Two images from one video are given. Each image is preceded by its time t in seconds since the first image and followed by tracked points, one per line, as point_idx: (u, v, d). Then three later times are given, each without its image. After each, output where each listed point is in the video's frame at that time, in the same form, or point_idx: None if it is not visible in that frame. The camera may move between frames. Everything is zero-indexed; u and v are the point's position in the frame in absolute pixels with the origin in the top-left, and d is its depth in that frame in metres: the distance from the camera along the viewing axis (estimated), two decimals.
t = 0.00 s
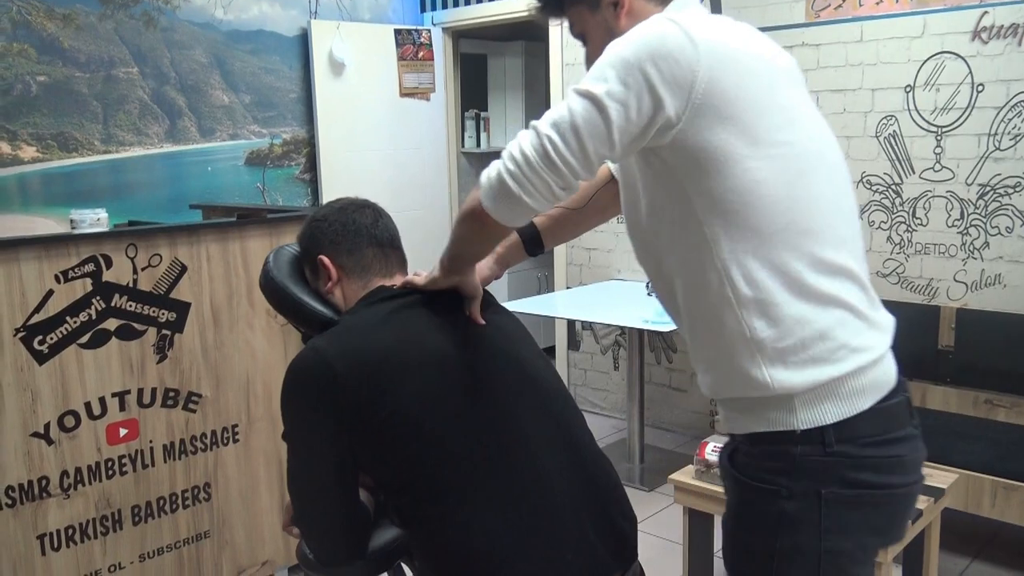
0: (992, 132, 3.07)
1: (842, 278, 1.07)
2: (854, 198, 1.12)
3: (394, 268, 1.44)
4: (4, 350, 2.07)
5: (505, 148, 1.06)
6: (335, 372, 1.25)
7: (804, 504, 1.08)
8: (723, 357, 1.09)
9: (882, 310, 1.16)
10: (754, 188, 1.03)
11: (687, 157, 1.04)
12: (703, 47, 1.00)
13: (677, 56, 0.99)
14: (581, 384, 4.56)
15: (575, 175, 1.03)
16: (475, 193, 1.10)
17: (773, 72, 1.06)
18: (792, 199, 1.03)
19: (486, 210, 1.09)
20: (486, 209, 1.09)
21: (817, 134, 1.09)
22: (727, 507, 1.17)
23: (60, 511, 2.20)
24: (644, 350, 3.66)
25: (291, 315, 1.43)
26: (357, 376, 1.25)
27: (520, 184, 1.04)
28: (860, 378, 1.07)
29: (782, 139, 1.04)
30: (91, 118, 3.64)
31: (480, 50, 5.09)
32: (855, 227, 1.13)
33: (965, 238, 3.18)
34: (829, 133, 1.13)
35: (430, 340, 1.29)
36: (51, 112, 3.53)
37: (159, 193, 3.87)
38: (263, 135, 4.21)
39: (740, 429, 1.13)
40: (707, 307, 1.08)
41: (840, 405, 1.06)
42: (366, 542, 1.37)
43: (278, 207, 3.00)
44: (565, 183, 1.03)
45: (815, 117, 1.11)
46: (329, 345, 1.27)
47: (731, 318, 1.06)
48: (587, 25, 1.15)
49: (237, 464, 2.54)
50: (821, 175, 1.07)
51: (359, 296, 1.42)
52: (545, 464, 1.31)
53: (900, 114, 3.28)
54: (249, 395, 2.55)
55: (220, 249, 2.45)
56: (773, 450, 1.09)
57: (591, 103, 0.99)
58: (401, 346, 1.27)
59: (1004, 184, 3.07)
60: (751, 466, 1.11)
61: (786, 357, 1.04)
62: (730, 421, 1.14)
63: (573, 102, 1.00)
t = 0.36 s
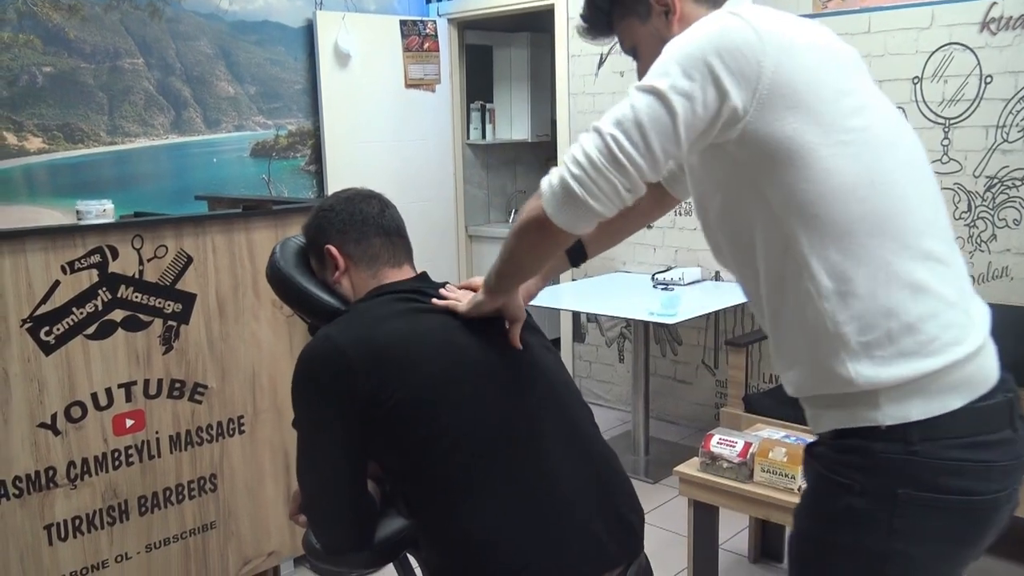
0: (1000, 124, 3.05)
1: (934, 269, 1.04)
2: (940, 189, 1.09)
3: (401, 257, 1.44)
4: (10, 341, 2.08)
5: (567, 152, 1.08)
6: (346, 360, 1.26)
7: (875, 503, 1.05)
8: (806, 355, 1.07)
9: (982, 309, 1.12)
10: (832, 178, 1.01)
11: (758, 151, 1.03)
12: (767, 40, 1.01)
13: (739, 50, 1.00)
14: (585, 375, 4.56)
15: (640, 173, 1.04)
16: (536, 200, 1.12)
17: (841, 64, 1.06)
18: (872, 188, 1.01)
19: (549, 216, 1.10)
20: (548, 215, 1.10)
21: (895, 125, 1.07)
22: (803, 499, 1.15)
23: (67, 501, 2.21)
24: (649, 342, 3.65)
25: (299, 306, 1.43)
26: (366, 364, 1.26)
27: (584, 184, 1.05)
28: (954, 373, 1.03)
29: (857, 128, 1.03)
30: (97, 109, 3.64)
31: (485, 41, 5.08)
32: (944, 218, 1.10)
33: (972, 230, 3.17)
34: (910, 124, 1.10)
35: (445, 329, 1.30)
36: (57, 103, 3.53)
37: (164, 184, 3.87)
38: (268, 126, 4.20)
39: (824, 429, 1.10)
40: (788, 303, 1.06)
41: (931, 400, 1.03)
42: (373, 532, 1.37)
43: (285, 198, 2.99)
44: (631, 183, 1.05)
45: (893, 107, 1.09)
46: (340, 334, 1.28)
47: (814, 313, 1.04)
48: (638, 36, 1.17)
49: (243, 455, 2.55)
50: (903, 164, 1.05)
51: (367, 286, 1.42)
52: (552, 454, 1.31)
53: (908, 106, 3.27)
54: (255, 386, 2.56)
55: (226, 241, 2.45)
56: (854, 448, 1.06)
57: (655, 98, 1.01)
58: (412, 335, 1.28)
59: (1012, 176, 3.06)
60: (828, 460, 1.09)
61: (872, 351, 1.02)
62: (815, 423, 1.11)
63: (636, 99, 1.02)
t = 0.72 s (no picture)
0: (1008, 117, 3.04)
1: (1012, 283, 0.96)
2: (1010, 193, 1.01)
3: (404, 251, 1.44)
4: (18, 336, 2.08)
5: (607, 179, 1.05)
6: (349, 353, 1.27)
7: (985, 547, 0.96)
8: (871, 384, 0.98)
9: None
10: (896, 186, 0.93)
11: (812, 162, 0.96)
12: (812, 41, 0.94)
13: (782, 54, 0.94)
14: (591, 370, 4.56)
15: (680, 198, 0.99)
16: (576, 230, 1.09)
17: (896, 63, 0.98)
18: (942, 196, 0.93)
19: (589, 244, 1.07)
20: (590, 247, 1.07)
21: (962, 126, 0.99)
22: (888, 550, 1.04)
23: (75, 496, 2.21)
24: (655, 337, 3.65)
25: (304, 301, 1.42)
26: (369, 357, 1.26)
27: (622, 212, 1.02)
28: None
29: (920, 132, 0.95)
30: (103, 105, 3.65)
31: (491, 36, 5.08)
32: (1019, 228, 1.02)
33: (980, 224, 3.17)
34: (976, 126, 1.02)
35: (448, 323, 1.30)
36: (64, 99, 3.54)
37: (170, 179, 3.88)
38: (274, 122, 4.21)
39: (895, 465, 1.01)
40: (849, 328, 0.98)
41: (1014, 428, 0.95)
42: (379, 526, 1.37)
43: (292, 194, 3.00)
44: (672, 209, 1.00)
45: (957, 108, 1.01)
46: (343, 328, 1.29)
47: (882, 337, 0.95)
48: (681, 44, 1.10)
49: (250, 450, 2.55)
50: (973, 168, 0.96)
51: (370, 279, 1.41)
52: (555, 446, 1.30)
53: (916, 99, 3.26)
54: (261, 382, 2.56)
55: (232, 236, 2.45)
56: (937, 488, 0.97)
57: (692, 118, 0.96)
58: (414, 328, 1.28)
59: (1020, 171, 3.05)
60: (915, 507, 1.00)
61: (948, 374, 0.93)
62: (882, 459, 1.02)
63: (672, 121, 0.98)
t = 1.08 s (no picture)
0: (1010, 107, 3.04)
1: None
2: None
3: (407, 245, 1.44)
4: (21, 333, 2.09)
5: (631, 243, 1.04)
6: (356, 344, 1.27)
7: None
8: (947, 417, 0.95)
9: None
10: (945, 201, 0.89)
11: (852, 192, 0.92)
12: (821, 65, 0.91)
13: (791, 86, 0.90)
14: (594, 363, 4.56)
15: (703, 250, 0.99)
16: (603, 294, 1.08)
17: (916, 67, 0.93)
18: (992, 205, 0.89)
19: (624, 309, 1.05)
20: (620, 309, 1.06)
21: (999, 120, 0.94)
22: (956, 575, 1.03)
23: (80, 492, 2.22)
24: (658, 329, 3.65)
25: (306, 295, 1.42)
26: (374, 349, 1.27)
27: (647, 272, 1.01)
28: None
29: (957, 137, 0.90)
30: (104, 102, 3.65)
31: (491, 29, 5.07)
32: None
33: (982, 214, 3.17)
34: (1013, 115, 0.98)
35: (453, 315, 1.31)
36: (65, 97, 3.54)
37: (172, 176, 3.88)
38: (275, 118, 4.21)
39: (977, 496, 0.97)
40: (917, 363, 0.94)
41: None
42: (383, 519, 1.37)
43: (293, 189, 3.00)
44: (703, 263, 1.00)
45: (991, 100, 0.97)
46: (349, 320, 1.29)
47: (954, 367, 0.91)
48: (693, 62, 1.08)
49: (254, 445, 2.56)
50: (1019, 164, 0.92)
51: (372, 273, 1.42)
52: (559, 439, 1.31)
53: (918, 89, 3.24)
54: (264, 377, 2.56)
55: (234, 232, 2.45)
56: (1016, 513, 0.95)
57: (705, 171, 0.95)
58: (419, 322, 1.28)
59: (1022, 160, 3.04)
60: (987, 531, 0.98)
61: None
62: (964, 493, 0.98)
63: (683, 177, 0.98)
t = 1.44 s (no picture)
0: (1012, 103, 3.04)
1: None
2: None
3: (409, 241, 1.44)
4: (23, 328, 2.09)
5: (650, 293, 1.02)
6: (356, 340, 1.27)
7: None
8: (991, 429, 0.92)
9: None
10: (960, 214, 0.86)
11: (867, 216, 0.89)
12: (819, 92, 0.87)
13: (788, 121, 0.87)
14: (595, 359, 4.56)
15: (719, 294, 0.97)
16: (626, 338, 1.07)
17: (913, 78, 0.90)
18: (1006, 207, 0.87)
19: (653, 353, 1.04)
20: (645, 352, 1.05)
21: (1002, 122, 0.91)
22: None
23: (82, 487, 2.22)
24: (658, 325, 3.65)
25: (308, 291, 1.42)
26: (374, 345, 1.27)
27: (666, 323, 1.00)
28: None
29: (964, 144, 0.88)
30: (105, 97, 3.65)
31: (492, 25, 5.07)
32: None
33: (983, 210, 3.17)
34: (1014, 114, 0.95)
35: (455, 311, 1.31)
36: (66, 92, 3.54)
37: (173, 171, 3.88)
38: (276, 113, 4.18)
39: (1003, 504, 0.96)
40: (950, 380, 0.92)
41: None
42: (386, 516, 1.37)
43: (294, 184, 3.00)
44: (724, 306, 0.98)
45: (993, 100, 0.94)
46: (351, 316, 1.29)
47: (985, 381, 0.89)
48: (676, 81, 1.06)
49: (255, 440, 2.56)
50: None
51: (374, 268, 1.41)
52: (558, 437, 1.30)
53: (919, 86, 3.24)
54: (265, 373, 2.57)
55: (235, 228, 2.46)
56: None
57: (710, 220, 0.93)
58: (422, 318, 1.28)
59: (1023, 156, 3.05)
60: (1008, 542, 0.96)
61: None
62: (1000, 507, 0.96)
63: (688, 227, 0.96)
